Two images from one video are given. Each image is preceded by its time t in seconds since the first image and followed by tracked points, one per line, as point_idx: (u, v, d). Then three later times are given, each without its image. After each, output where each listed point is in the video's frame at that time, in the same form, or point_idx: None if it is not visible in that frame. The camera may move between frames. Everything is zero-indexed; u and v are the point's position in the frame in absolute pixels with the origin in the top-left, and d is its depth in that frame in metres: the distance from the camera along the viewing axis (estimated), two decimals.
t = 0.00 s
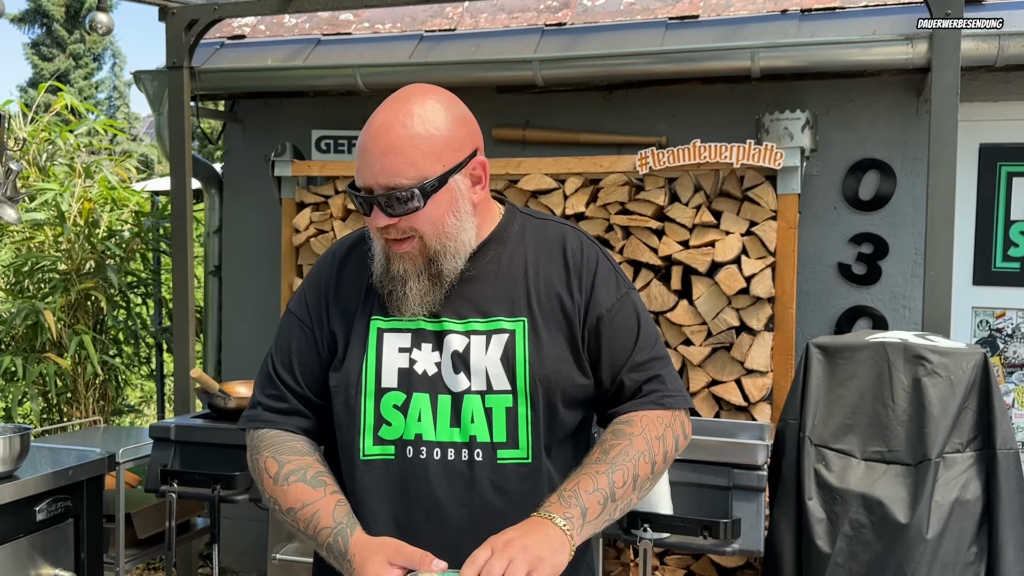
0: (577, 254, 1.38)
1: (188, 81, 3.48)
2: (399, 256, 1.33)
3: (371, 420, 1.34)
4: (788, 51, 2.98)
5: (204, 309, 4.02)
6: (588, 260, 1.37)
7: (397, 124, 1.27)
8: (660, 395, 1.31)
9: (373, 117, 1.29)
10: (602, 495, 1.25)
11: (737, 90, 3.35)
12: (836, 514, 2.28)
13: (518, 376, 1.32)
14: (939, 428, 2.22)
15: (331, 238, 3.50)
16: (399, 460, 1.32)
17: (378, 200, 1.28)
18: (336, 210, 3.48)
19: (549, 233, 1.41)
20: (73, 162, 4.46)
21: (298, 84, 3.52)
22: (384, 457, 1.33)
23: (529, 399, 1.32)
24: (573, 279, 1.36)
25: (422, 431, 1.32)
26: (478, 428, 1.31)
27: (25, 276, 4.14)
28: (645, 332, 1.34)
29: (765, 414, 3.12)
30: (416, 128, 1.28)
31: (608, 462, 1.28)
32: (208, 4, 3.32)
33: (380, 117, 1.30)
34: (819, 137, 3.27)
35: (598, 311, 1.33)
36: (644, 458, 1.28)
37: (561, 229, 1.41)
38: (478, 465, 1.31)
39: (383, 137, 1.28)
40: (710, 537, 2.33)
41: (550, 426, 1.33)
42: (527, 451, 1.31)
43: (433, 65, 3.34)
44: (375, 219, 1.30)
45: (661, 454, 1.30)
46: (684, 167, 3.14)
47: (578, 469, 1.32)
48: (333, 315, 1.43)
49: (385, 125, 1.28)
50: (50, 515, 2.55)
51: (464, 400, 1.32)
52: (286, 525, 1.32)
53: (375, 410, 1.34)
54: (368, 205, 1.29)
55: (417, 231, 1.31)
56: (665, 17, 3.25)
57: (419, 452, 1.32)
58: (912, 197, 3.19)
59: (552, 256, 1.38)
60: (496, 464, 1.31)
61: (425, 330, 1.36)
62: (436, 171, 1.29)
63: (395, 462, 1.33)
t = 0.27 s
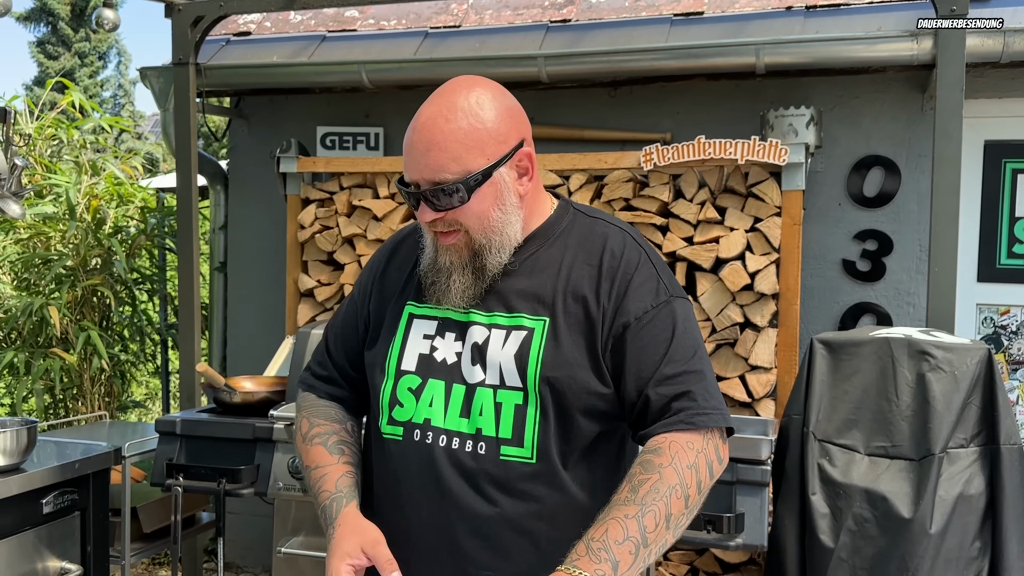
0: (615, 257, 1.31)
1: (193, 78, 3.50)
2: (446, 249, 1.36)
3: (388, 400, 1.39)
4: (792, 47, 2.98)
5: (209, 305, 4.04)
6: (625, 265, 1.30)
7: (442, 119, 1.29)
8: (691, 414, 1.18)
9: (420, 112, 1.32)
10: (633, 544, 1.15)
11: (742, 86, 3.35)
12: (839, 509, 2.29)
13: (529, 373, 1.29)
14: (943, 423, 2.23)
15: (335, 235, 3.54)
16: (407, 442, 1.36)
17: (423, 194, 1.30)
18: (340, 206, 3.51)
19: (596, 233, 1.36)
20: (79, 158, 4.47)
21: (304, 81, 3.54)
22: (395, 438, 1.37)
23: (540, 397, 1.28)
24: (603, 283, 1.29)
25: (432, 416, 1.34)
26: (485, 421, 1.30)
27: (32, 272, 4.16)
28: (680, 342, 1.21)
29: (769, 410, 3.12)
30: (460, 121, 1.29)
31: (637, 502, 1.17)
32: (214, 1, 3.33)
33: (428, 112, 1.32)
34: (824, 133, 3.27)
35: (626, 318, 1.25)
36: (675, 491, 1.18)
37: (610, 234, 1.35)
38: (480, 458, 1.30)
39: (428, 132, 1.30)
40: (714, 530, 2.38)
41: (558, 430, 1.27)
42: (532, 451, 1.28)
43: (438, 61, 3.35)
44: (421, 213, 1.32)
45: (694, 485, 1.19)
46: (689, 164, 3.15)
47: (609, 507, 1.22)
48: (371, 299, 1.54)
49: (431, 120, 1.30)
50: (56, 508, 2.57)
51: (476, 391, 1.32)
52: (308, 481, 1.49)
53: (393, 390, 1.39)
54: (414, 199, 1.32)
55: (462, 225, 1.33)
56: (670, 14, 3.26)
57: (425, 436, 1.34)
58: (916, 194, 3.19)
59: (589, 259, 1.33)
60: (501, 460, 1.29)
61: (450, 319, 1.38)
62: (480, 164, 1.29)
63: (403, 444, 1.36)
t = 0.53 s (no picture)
0: (637, 253, 1.29)
1: (200, 72, 3.52)
2: (481, 233, 1.41)
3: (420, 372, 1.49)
4: (795, 41, 3.00)
5: (215, 298, 4.07)
6: (646, 263, 1.28)
7: (478, 104, 1.33)
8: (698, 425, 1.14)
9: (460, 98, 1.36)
10: (633, 563, 1.13)
11: (745, 81, 3.37)
12: (840, 498, 2.31)
13: (534, 359, 1.32)
14: (942, 412, 2.25)
15: (340, 229, 3.57)
16: (428, 414, 1.45)
17: (459, 179, 1.35)
18: (345, 200, 3.53)
19: (626, 229, 1.35)
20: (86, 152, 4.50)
21: (310, 75, 3.56)
22: (420, 410, 1.47)
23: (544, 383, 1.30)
24: (620, 279, 1.28)
25: (448, 392, 1.42)
26: (491, 401, 1.36)
27: (39, 265, 4.19)
28: (694, 347, 1.18)
29: (771, 402, 3.13)
30: (496, 107, 1.32)
31: (636, 518, 1.15)
32: None
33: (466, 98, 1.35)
34: (826, 127, 3.29)
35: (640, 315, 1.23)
36: (675, 506, 1.16)
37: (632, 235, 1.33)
38: (483, 436, 1.36)
39: (465, 116, 1.34)
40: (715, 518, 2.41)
41: (556, 418, 1.29)
42: (531, 435, 1.31)
43: (443, 55, 3.37)
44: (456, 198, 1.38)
45: (694, 499, 1.18)
46: (692, 157, 3.16)
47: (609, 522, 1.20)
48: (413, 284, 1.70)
49: (468, 105, 1.34)
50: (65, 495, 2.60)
51: (487, 372, 1.37)
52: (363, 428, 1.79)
53: (423, 364, 1.49)
54: (450, 185, 1.37)
55: (494, 211, 1.37)
56: (674, 8, 3.27)
57: (441, 412, 1.42)
58: (918, 188, 3.21)
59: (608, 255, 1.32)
60: (502, 440, 1.34)
61: (474, 301, 1.45)
62: (515, 149, 1.32)
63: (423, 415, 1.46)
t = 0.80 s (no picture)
0: (664, 235, 1.31)
1: (209, 66, 3.55)
2: (501, 218, 1.44)
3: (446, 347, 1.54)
4: (800, 36, 3.02)
5: (223, 292, 4.10)
6: (668, 242, 1.28)
7: (503, 91, 1.36)
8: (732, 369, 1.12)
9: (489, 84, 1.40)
10: (644, 474, 1.09)
11: (750, 75, 3.39)
12: (843, 487, 2.33)
13: (554, 339, 1.35)
14: (945, 402, 2.27)
15: (348, 222, 3.60)
16: (450, 387, 1.51)
17: (476, 162, 1.38)
18: (353, 193, 3.56)
19: (651, 216, 1.36)
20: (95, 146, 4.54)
21: (317, 69, 3.59)
22: (443, 384, 1.53)
23: (560, 363, 1.34)
24: (644, 261, 1.30)
25: (471, 367, 1.47)
26: (509, 377, 1.40)
27: (49, 258, 4.23)
28: (728, 313, 1.17)
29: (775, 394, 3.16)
30: (518, 94, 1.35)
31: (660, 439, 1.11)
32: None
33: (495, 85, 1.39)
34: (831, 121, 3.30)
35: (670, 291, 1.23)
36: (702, 434, 1.10)
37: (661, 217, 1.34)
38: (500, 411, 1.40)
39: (490, 101, 1.38)
40: (719, 508, 2.41)
41: (573, 396, 1.32)
42: (545, 413, 1.35)
43: (450, 50, 3.40)
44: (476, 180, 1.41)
45: (727, 433, 1.11)
46: (697, 151, 3.19)
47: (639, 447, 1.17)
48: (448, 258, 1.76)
49: (495, 91, 1.37)
50: (76, 483, 2.63)
51: (509, 350, 1.41)
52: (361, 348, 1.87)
53: (449, 340, 1.53)
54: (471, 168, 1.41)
55: (512, 197, 1.40)
56: (679, 3, 3.29)
57: (462, 386, 1.47)
58: (923, 182, 3.22)
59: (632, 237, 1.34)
60: (517, 415, 1.38)
61: (501, 282, 1.48)
62: (529, 138, 1.34)
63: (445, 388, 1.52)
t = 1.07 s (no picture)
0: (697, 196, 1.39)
1: (217, 61, 3.57)
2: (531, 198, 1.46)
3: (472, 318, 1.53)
4: (807, 31, 3.02)
5: (231, 287, 4.11)
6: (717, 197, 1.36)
7: (543, 74, 1.39)
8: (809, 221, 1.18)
9: (527, 67, 1.42)
10: (716, 229, 1.11)
11: (757, 70, 3.39)
12: (849, 481, 2.34)
13: (594, 302, 1.38)
14: (951, 397, 2.27)
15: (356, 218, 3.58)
16: (479, 352, 1.50)
17: (512, 142, 1.40)
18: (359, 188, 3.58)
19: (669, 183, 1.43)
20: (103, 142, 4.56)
21: (325, 65, 3.60)
22: (473, 346, 1.51)
23: (600, 327, 1.37)
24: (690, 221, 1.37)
25: (500, 333, 1.46)
26: (545, 341, 1.41)
27: (57, 253, 4.25)
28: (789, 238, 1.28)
29: (781, 388, 3.17)
30: (558, 78, 1.38)
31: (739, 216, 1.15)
32: None
33: (534, 68, 1.42)
34: (838, 117, 3.31)
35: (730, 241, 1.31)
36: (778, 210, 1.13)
37: (704, 179, 1.43)
38: (535, 372, 1.40)
39: (530, 83, 1.41)
40: (725, 501, 2.44)
41: (610, 367, 1.36)
42: (582, 373, 1.37)
43: (456, 45, 3.40)
44: (510, 160, 1.43)
45: (801, 216, 1.12)
46: (703, 146, 3.19)
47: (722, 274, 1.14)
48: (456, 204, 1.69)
49: (534, 74, 1.40)
50: (86, 475, 2.65)
51: (543, 318, 1.42)
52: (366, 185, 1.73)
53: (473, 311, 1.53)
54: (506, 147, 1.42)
55: (545, 178, 1.42)
56: None
57: (493, 349, 1.46)
58: (929, 177, 3.23)
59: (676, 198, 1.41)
60: (552, 376, 1.38)
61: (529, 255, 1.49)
62: (567, 121, 1.37)
63: (476, 352, 1.50)
